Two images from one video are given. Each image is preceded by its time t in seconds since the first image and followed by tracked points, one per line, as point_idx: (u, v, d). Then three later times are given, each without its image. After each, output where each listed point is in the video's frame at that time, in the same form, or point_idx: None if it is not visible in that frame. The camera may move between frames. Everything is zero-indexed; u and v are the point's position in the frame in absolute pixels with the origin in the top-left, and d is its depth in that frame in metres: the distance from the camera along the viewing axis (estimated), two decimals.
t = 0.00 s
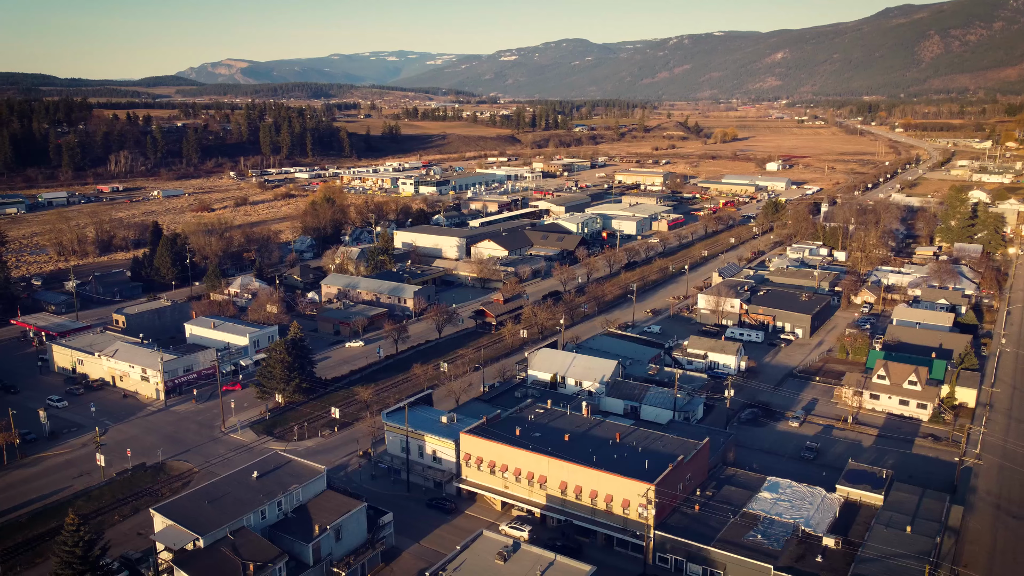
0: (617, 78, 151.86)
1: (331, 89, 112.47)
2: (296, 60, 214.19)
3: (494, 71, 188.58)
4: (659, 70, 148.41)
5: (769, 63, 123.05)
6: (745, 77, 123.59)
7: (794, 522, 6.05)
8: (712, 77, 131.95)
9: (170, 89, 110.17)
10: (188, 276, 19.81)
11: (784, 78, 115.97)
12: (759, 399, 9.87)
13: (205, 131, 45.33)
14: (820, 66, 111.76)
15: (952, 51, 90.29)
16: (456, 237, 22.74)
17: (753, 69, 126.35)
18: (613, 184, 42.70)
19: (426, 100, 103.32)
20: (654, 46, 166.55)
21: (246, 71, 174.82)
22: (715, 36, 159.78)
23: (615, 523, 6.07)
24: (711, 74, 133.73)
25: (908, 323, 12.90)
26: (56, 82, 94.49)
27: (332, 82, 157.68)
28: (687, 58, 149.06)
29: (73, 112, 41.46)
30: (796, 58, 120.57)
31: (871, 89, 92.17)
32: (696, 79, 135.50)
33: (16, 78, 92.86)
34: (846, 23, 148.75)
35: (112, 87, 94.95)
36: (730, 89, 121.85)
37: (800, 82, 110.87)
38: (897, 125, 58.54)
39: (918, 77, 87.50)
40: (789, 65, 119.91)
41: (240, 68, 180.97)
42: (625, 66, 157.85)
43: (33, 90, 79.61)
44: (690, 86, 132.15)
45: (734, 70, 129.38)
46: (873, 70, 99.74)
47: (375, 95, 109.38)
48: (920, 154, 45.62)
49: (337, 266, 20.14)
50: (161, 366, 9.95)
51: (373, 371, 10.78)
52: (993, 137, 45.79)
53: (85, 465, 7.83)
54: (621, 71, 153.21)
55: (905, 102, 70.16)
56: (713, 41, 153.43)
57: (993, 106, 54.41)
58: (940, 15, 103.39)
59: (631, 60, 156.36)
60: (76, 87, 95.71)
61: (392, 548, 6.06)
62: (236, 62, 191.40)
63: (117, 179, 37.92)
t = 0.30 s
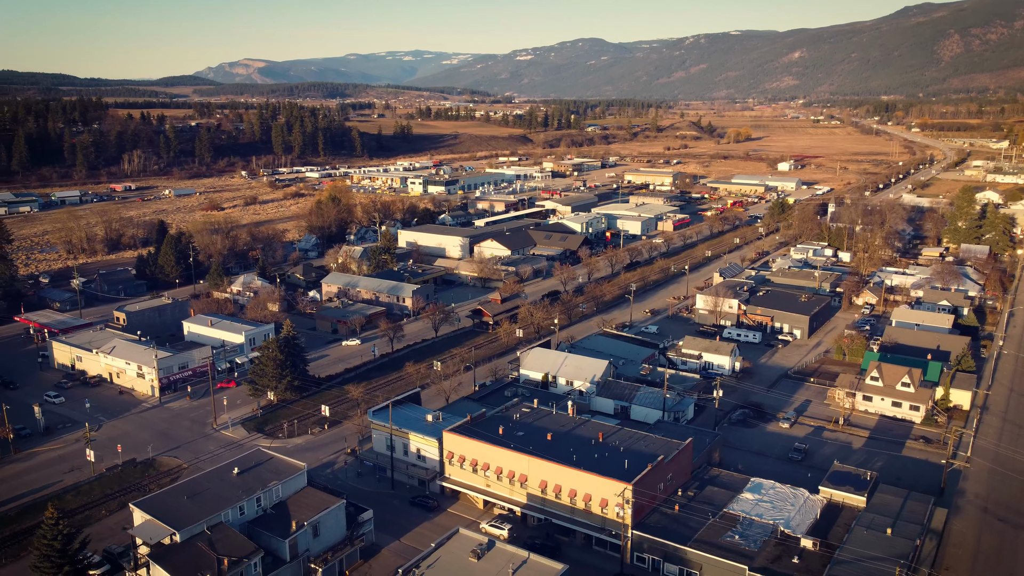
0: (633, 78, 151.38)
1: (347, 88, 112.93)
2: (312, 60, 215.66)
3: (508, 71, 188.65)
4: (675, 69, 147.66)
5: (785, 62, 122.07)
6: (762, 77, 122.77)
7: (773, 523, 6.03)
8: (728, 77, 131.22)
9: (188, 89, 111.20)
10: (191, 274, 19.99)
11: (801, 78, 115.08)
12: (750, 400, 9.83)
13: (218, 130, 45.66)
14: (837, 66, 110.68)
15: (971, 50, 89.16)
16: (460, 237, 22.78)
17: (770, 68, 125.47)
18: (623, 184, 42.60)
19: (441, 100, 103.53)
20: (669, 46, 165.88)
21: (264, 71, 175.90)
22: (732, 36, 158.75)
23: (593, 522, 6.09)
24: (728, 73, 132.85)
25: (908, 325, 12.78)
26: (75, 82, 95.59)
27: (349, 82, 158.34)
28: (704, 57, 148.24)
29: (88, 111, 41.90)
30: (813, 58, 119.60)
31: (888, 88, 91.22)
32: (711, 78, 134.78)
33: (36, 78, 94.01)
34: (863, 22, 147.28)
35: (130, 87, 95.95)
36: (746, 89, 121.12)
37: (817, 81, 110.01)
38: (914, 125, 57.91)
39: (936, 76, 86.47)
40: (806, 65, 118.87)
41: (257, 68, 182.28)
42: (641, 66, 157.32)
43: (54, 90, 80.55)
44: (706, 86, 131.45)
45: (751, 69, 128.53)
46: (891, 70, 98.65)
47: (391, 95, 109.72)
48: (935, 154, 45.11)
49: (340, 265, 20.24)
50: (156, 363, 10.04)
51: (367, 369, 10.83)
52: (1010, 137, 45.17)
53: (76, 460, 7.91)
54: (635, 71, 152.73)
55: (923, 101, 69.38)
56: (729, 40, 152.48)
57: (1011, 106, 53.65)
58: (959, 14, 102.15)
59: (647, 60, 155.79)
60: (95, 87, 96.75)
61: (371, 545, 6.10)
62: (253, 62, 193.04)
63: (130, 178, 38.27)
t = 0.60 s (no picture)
0: (654, 78, 150.76)
1: (367, 87, 113.49)
2: (332, 61, 217.36)
3: (527, 71, 188.71)
4: (695, 68, 146.73)
5: (807, 62, 120.81)
6: (783, 76, 121.73)
7: (756, 524, 6.01)
8: (749, 77, 130.15)
9: (210, 89, 112.40)
10: (200, 272, 20.19)
11: (823, 77, 113.90)
12: (745, 401, 9.78)
13: (236, 130, 46.08)
14: (860, 64, 109.41)
15: (997, 48, 87.74)
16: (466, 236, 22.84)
17: (791, 67, 124.30)
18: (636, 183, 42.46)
19: (460, 100, 103.70)
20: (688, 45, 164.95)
21: (285, 71, 177.36)
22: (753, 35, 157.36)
23: (575, 521, 6.10)
24: (749, 73, 131.76)
25: (911, 327, 12.64)
26: (100, 82, 96.92)
27: (368, 82, 159.24)
28: (724, 57, 147.18)
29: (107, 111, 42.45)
30: (835, 57, 118.31)
31: (911, 87, 90.06)
32: (732, 78, 133.84)
33: (62, 78, 95.45)
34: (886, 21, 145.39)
35: (153, 87, 97.17)
36: (767, 89, 120.12)
37: (838, 80, 108.87)
38: (935, 125, 57.11)
39: (961, 75, 85.22)
40: (828, 64, 117.66)
41: (278, 68, 183.80)
42: (660, 66, 156.58)
43: (79, 91, 81.79)
44: (727, 86, 130.53)
45: (773, 68, 127.41)
46: (914, 68, 97.39)
47: (411, 95, 110.13)
48: (955, 154, 44.49)
49: (346, 263, 20.38)
50: (156, 359, 10.17)
51: (365, 367, 10.90)
52: None
53: (73, 455, 8.02)
54: (654, 70, 152.09)
55: (946, 101, 68.39)
56: (750, 40, 151.19)
57: None
58: (984, 11, 100.58)
59: (667, 60, 154.98)
60: (119, 87, 98.01)
61: (355, 541, 6.13)
62: (275, 62, 194.67)
63: (147, 176, 38.71)
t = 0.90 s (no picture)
0: (674, 77, 149.96)
1: (386, 87, 114.05)
2: (351, 61, 218.72)
3: (545, 70, 188.53)
4: (716, 68, 145.62)
5: (830, 61, 119.43)
6: (805, 75, 120.57)
7: (738, 525, 5.98)
8: (770, 76, 128.96)
9: (232, 88, 113.52)
10: (210, 270, 20.42)
11: (846, 76, 112.61)
12: (740, 402, 9.74)
13: (253, 129, 46.51)
14: (883, 63, 108.02)
15: None
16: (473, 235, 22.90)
17: (812, 67, 123.04)
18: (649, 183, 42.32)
19: (479, 100, 103.82)
20: (708, 45, 163.84)
21: (307, 71, 178.65)
22: (775, 34, 155.82)
23: (557, 520, 6.11)
24: (770, 72, 130.59)
25: (914, 329, 12.50)
26: (124, 81, 98.36)
27: (388, 82, 160.07)
28: (745, 56, 146.00)
29: (126, 111, 43.01)
30: (858, 56, 116.93)
31: (935, 85, 88.75)
32: (752, 78, 132.78)
33: (89, 79, 97.03)
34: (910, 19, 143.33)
35: (177, 87, 98.35)
36: (788, 88, 119.02)
37: (862, 79, 107.59)
38: (957, 124, 56.24)
39: (987, 74, 83.81)
40: (851, 63, 116.24)
41: (299, 68, 185.38)
42: (680, 65, 155.75)
43: (104, 91, 82.89)
44: (747, 85, 129.52)
45: (794, 67, 126.18)
46: (938, 67, 96.03)
47: (430, 94, 110.53)
48: (975, 155, 43.85)
49: (353, 262, 20.50)
50: (156, 355, 10.30)
51: (364, 364, 10.96)
52: None
53: (70, 449, 8.14)
54: (673, 70, 151.27)
55: (970, 100, 67.33)
56: (771, 38, 149.74)
57: None
58: (1012, 9, 98.84)
59: (688, 59, 154.00)
60: (144, 87, 99.39)
61: (339, 538, 6.18)
62: (296, 62, 196.33)
63: (165, 175, 39.17)
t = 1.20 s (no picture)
0: (694, 77, 149.09)
1: (405, 87, 114.61)
2: (371, 61, 220.02)
3: (564, 70, 188.26)
4: (737, 67, 144.32)
5: (852, 60, 117.84)
6: (827, 74, 119.28)
7: (720, 526, 5.96)
8: (792, 75, 127.65)
9: (253, 88, 114.52)
10: (218, 268, 20.60)
11: (868, 75, 111.07)
12: (734, 403, 9.70)
13: (269, 129, 46.89)
14: (907, 62, 106.51)
15: None
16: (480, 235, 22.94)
17: (835, 66, 121.56)
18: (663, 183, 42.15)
19: (497, 99, 103.89)
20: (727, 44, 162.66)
21: (327, 71, 179.95)
22: (796, 32, 154.10)
23: (539, 518, 6.12)
24: (792, 71, 129.30)
25: (917, 330, 12.37)
26: (147, 82, 99.66)
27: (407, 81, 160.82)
28: (767, 55, 144.54)
29: (145, 110, 43.52)
30: (881, 55, 115.41)
31: (960, 84, 87.38)
32: (774, 77, 131.52)
33: (113, 79, 98.48)
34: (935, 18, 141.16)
35: (199, 87, 99.41)
36: (810, 87, 117.76)
37: (884, 77, 106.16)
38: (980, 124, 55.36)
39: (1013, 74, 82.33)
40: (874, 62, 114.68)
41: (319, 67, 186.84)
42: (699, 65, 154.77)
43: (128, 91, 84.03)
44: (768, 84, 128.26)
45: (816, 66, 124.79)
46: (963, 66, 94.56)
47: (449, 94, 110.85)
48: (996, 155, 43.19)
49: (359, 261, 20.61)
50: (156, 352, 10.42)
51: (362, 362, 11.01)
52: None
53: (67, 444, 8.24)
54: (692, 70, 150.35)
55: (995, 100, 66.21)
56: (793, 37, 148.00)
57: None
58: None
59: (709, 59, 152.92)
60: (166, 87, 100.65)
61: (324, 534, 6.23)
62: (317, 62, 198.14)
63: (181, 174, 39.60)
